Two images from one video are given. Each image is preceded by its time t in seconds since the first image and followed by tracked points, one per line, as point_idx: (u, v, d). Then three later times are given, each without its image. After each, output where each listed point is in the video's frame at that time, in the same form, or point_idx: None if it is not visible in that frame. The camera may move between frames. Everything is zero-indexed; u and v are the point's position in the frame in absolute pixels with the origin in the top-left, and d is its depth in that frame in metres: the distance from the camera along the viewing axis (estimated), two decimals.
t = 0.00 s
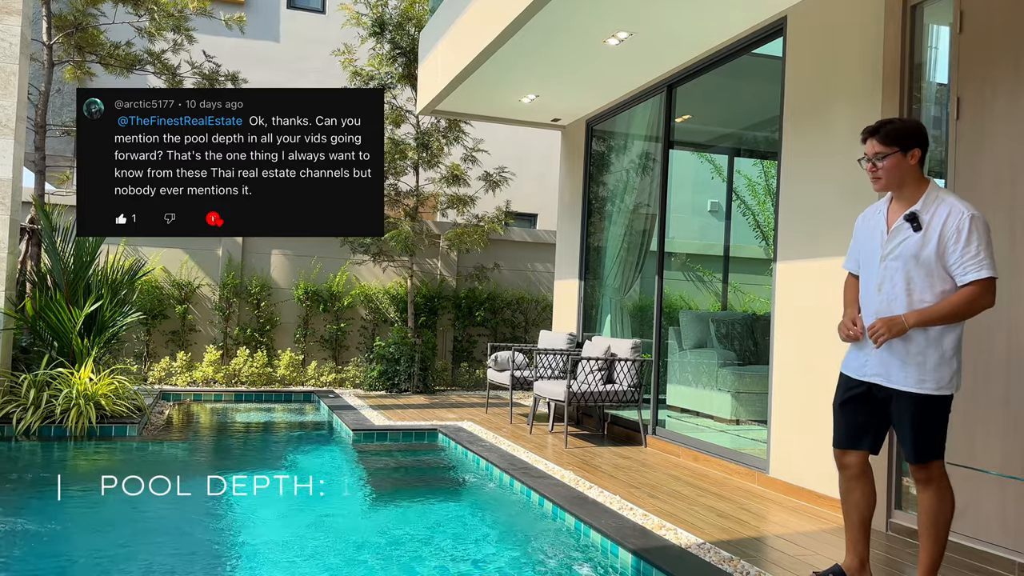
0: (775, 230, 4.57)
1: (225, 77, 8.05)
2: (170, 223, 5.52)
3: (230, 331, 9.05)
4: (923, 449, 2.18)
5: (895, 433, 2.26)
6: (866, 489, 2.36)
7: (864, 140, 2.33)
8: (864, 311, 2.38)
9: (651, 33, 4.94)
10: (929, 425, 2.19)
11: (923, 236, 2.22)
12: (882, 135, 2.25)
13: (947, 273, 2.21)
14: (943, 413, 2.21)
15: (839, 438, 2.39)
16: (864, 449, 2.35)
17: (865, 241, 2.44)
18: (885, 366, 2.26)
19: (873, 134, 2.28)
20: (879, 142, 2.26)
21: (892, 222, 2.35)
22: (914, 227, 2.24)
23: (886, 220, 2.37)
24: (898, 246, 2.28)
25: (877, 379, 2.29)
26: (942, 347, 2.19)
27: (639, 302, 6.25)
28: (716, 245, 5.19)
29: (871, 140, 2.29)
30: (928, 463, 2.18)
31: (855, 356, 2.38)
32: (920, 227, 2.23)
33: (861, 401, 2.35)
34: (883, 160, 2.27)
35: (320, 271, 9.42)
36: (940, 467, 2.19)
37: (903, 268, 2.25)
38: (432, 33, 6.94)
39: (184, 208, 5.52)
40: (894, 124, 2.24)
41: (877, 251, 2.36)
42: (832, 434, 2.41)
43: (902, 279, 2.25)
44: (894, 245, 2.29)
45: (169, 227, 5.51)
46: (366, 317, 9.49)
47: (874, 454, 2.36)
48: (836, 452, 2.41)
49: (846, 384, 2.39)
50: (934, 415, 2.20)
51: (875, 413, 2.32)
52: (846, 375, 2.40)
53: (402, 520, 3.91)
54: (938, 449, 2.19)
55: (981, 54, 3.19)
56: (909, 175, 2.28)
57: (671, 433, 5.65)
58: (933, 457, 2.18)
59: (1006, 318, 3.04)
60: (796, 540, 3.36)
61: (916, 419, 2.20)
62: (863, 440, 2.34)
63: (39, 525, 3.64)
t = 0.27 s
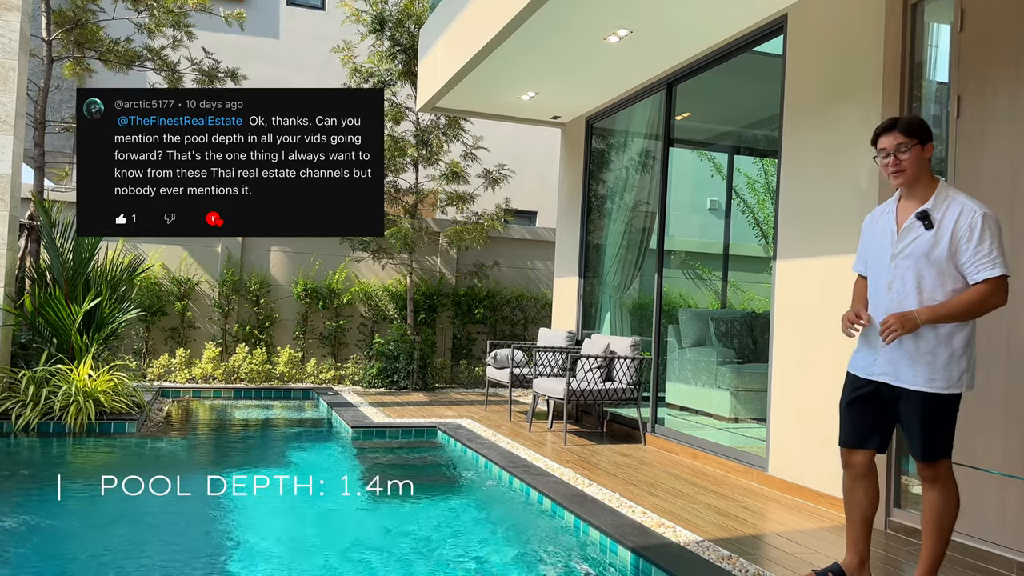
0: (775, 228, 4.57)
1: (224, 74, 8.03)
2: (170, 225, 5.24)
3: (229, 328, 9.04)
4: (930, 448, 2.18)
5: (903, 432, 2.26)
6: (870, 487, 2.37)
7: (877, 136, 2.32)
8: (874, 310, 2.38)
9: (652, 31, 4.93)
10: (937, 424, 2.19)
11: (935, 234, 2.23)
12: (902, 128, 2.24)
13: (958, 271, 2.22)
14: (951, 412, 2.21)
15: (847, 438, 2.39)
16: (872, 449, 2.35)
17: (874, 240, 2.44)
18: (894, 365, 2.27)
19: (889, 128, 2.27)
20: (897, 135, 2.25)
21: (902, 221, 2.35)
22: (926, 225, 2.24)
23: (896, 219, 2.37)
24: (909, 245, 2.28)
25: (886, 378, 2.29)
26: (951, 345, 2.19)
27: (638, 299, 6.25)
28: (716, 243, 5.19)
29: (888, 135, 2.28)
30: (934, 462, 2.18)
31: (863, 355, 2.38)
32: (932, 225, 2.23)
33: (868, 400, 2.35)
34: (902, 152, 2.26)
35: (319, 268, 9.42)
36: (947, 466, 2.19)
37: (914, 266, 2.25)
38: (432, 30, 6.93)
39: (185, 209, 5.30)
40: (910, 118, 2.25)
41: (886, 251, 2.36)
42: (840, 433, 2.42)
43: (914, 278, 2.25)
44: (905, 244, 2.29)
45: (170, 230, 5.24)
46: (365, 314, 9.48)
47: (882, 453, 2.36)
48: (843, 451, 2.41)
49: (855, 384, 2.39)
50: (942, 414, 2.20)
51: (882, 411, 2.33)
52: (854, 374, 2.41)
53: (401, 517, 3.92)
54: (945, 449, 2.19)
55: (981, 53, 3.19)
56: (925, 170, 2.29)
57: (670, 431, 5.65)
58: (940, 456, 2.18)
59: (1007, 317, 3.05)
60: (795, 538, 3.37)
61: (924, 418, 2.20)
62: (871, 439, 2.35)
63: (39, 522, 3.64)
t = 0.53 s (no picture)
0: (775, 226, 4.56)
1: (224, 70, 8.02)
2: (170, 225, 5.30)
3: (228, 325, 9.04)
4: (936, 446, 2.19)
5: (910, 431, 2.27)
6: (873, 485, 2.37)
7: (887, 129, 2.33)
8: (879, 305, 2.37)
9: (652, 28, 4.92)
10: (943, 422, 2.20)
11: (946, 231, 2.24)
12: (914, 122, 2.27)
13: (967, 268, 2.24)
14: (956, 410, 2.22)
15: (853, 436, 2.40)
16: (877, 447, 2.37)
17: (878, 235, 2.43)
18: (902, 362, 2.27)
19: (901, 121, 2.30)
20: (908, 129, 2.28)
21: (909, 217, 2.35)
22: (937, 221, 2.25)
23: (902, 216, 2.37)
24: (918, 241, 2.28)
25: (893, 375, 2.29)
26: (958, 343, 2.20)
27: (638, 297, 6.25)
28: (715, 241, 5.19)
29: (899, 128, 2.30)
30: (939, 460, 2.19)
31: (869, 352, 2.38)
32: (943, 222, 2.24)
33: (874, 398, 2.36)
34: (913, 147, 2.27)
35: (319, 264, 9.42)
36: (950, 465, 2.20)
37: (924, 262, 2.26)
38: (433, 27, 6.92)
39: (185, 209, 5.39)
40: (922, 114, 2.28)
41: (893, 247, 2.35)
42: (846, 432, 2.43)
43: (924, 274, 2.26)
44: (914, 240, 2.29)
45: (170, 229, 5.31)
46: (365, 311, 9.48)
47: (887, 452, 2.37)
48: (849, 449, 2.43)
49: (861, 382, 2.40)
50: (948, 412, 2.21)
51: (888, 410, 2.34)
52: (860, 373, 2.41)
53: (400, 514, 3.92)
54: (950, 447, 2.20)
55: (982, 52, 3.19)
56: (932, 166, 2.31)
57: (670, 429, 5.66)
58: (944, 455, 2.20)
59: (1007, 315, 3.05)
60: (794, 535, 3.38)
61: (931, 416, 2.21)
62: (877, 438, 2.37)
63: (39, 518, 3.65)
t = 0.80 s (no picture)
0: (775, 224, 4.57)
1: (224, 67, 8.01)
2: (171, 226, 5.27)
3: (229, 322, 9.04)
4: (939, 444, 2.20)
5: (912, 428, 2.28)
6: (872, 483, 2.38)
7: (892, 124, 2.34)
8: (881, 304, 2.38)
9: (654, 25, 4.92)
10: (945, 419, 2.21)
11: (949, 230, 2.24)
12: (919, 118, 2.27)
13: (969, 267, 2.25)
14: (959, 407, 2.22)
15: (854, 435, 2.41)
16: (879, 446, 2.37)
17: (879, 233, 2.43)
18: (907, 360, 2.27)
19: (906, 118, 2.29)
20: (913, 125, 2.28)
21: (911, 215, 2.36)
22: (941, 220, 2.25)
23: (904, 214, 2.37)
24: (922, 240, 2.28)
25: (897, 374, 2.29)
26: (962, 341, 2.21)
27: (638, 295, 6.25)
28: (716, 239, 5.19)
29: (905, 123, 2.29)
30: (941, 458, 2.20)
31: (872, 351, 2.38)
32: (946, 221, 2.24)
33: (876, 397, 2.37)
34: (917, 143, 2.28)
35: (319, 261, 9.42)
36: (952, 463, 2.21)
37: (928, 262, 2.26)
38: (433, 24, 6.91)
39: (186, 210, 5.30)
40: (927, 111, 2.28)
41: (895, 246, 2.35)
42: (847, 431, 2.44)
43: (928, 273, 2.26)
44: (917, 239, 2.29)
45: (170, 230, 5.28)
46: (365, 309, 9.48)
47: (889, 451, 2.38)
48: (850, 448, 2.43)
49: (863, 381, 2.40)
50: (951, 410, 2.22)
51: (890, 409, 2.35)
52: (862, 371, 2.41)
53: (400, 511, 3.93)
54: (952, 445, 2.21)
55: (984, 50, 3.19)
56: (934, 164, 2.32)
57: (669, 426, 5.66)
58: (946, 453, 2.20)
59: (1007, 314, 3.05)
60: (794, 533, 3.38)
61: (934, 413, 2.22)
62: (879, 437, 2.38)
63: (40, 514, 3.66)
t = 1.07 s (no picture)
0: (776, 222, 4.56)
1: (225, 65, 8.01)
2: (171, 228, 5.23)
3: (229, 319, 9.05)
4: (938, 441, 2.21)
5: (912, 426, 2.28)
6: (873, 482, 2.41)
7: (889, 124, 2.33)
8: (880, 302, 2.39)
9: (654, 23, 4.92)
10: (945, 417, 2.21)
11: (949, 227, 2.25)
12: (917, 117, 2.26)
13: (969, 263, 2.26)
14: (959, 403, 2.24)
15: (854, 433, 2.42)
16: (879, 444, 2.39)
17: (877, 230, 2.44)
18: (908, 358, 2.28)
19: (904, 117, 2.29)
20: (910, 125, 2.28)
21: (909, 212, 2.37)
22: (940, 217, 2.26)
23: (903, 211, 2.38)
24: (922, 237, 2.29)
25: (898, 371, 2.29)
26: (962, 338, 2.22)
27: (638, 293, 6.26)
28: (716, 237, 5.19)
29: (903, 123, 2.29)
30: (941, 456, 2.21)
31: (870, 349, 2.39)
32: (946, 217, 2.25)
33: (874, 394, 2.38)
34: (914, 143, 2.28)
35: (320, 259, 9.44)
36: (951, 460, 2.22)
37: (927, 259, 2.27)
38: (434, 22, 6.91)
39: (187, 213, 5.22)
40: (925, 110, 2.27)
41: (894, 243, 2.36)
42: (846, 429, 2.45)
43: (928, 269, 2.27)
44: (917, 236, 2.30)
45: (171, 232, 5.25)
46: (366, 306, 9.48)
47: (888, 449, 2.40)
48: (849, 446, 2.45)
49: (862, 378, 2.42)
50: (951, 407, 2.23)
51: (888, 407, 2.36)
52: (861, 369, 2.42)
53: (401, 508, 3.94)
54: (951, 442, 2.22)
55: (985, 49, 3.19)
56: (933, 161, 2.32)
57: (670, 424, 5.67)
58: (946, 450, 2.21)
59: (1008, 313, 3.05)
60: (794, 531, 3.39)
61: (934, 411, 2.22)
62: (878, 435, 2.39)
63: (41, 510, 3.67)
